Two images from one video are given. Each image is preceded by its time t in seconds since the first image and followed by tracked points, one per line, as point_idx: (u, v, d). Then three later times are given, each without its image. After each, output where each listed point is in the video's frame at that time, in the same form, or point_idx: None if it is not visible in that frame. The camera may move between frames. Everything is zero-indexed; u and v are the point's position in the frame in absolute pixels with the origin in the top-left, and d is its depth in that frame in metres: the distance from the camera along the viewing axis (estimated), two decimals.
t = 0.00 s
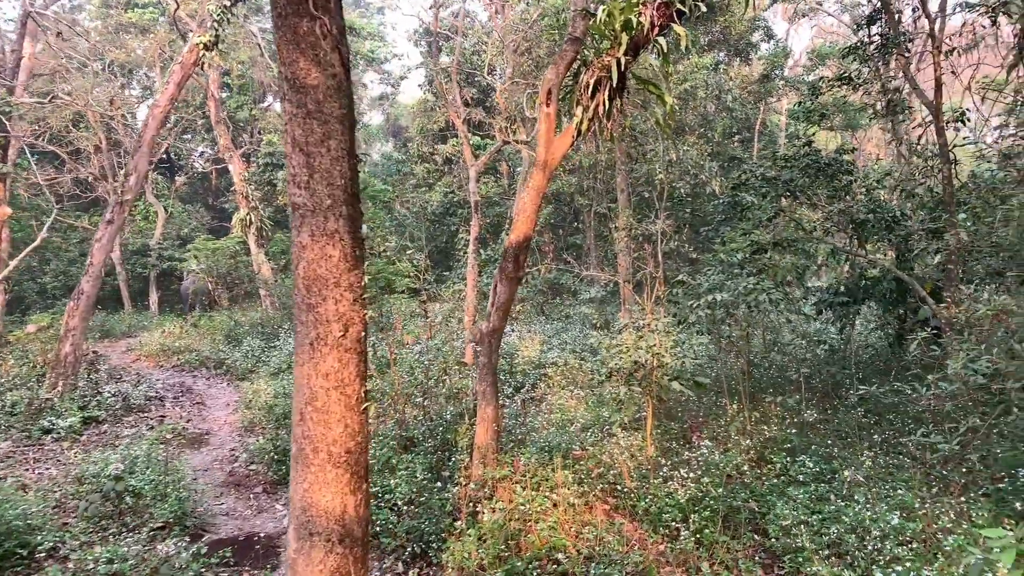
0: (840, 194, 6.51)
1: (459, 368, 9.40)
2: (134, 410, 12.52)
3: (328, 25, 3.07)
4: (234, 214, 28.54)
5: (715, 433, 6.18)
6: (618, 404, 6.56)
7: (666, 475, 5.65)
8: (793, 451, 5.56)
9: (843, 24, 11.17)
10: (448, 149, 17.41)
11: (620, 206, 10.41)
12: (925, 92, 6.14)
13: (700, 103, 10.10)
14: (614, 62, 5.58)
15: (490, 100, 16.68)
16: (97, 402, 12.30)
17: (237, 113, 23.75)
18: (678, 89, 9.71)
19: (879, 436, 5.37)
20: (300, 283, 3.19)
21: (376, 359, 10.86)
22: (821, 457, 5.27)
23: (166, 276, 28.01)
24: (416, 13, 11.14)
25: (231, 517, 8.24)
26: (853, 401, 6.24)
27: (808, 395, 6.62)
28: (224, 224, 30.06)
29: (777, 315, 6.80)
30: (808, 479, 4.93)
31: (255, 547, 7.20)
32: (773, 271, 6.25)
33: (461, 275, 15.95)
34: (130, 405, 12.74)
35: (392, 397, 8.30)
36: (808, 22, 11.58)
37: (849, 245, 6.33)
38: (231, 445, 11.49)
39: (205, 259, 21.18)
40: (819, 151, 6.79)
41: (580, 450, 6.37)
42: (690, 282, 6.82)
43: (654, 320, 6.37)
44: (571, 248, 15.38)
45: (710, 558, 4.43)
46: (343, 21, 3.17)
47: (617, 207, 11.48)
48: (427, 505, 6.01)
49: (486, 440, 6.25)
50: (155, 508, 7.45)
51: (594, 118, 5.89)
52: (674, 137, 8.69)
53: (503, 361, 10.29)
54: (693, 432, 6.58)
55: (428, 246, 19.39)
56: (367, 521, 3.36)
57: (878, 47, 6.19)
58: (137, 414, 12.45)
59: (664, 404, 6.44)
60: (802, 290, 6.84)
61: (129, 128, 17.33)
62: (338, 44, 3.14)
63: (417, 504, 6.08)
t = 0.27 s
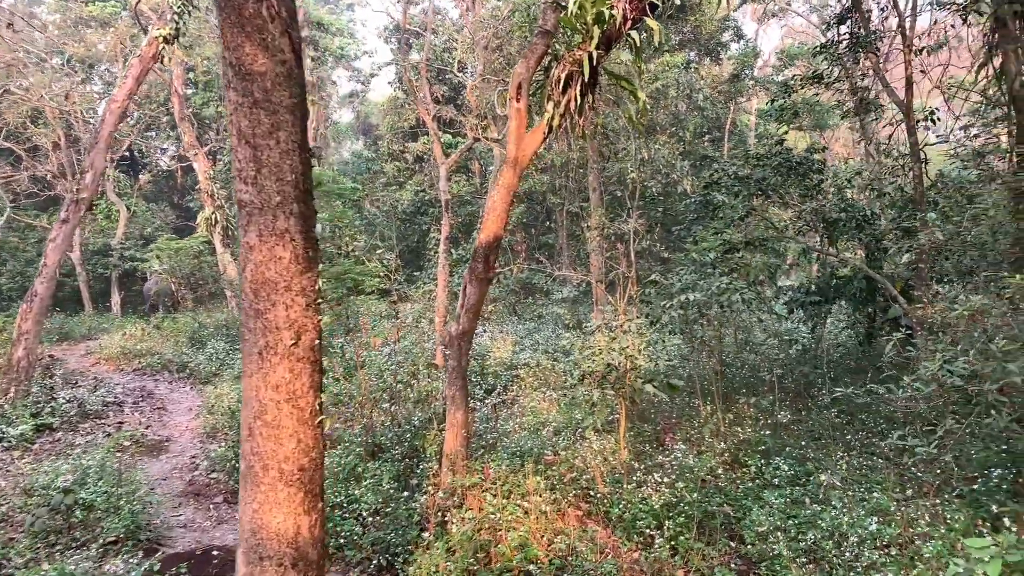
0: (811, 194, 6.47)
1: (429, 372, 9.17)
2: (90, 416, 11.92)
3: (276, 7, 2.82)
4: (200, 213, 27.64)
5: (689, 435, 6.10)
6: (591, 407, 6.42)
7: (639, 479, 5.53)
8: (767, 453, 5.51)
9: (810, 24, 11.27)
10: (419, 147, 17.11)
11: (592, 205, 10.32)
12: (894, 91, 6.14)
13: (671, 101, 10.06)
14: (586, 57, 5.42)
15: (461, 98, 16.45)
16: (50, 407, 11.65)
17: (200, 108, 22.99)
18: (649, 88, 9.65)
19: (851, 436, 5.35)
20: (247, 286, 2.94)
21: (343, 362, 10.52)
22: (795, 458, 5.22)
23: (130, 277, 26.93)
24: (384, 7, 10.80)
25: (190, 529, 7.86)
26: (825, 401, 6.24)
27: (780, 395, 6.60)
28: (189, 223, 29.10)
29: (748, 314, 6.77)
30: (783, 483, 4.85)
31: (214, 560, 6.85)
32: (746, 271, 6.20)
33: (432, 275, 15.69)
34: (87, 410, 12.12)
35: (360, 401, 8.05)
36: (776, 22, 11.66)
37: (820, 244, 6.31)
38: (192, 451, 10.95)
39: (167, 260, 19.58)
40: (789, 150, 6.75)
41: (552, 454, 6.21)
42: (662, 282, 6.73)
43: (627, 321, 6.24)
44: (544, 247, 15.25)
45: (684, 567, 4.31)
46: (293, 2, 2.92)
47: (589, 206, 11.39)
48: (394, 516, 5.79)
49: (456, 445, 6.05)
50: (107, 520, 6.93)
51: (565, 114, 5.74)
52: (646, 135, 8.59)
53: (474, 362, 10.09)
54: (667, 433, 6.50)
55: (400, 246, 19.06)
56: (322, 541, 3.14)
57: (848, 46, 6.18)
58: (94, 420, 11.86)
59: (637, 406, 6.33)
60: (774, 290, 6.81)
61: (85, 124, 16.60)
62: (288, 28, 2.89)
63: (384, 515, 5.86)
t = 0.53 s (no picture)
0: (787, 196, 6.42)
1: (400, 375, 8.93)
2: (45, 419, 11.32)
3: None
4: (166, 211, 26.73)
5: (665, 439, 6.00)
6: (566, 411, 6.27)
7: (615, 486, 5.39)
8: (743, 458, 5.44)
9: (783, 27, 11.36)
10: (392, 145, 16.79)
11: (567, 205, 10.20)
12: (868, 94, 6.15)
13: (647, 102, 10.01)
14: (563, 51, 5.26)
15: (436, 95, 16.20)
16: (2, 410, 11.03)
17: (165, 102, 22.25)
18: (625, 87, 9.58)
19: (827, 440, 5.33)
20: (197, 288, 2.71)
21: (312, 365, 10.18)
22: (772, 463, 5.17)
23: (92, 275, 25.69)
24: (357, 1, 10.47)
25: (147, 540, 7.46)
26: (800, 404, 6.22)
27: (754, 397, 6.57)
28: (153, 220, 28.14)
29: (724, 317, 6.72)
30: (761, 488, 4.78)
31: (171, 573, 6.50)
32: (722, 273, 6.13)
33: (405, 275, 15.39)
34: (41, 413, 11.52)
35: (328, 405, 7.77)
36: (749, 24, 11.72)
37: (796, 246, 6.28)
38: (153, 457, 10.32)
39: (131, 258, 18.23)
40: (765, 152, 6.70)
41: (526, 460, 6.04)
42: (638, 284, 6.63)
43: (603, 323, 6.10)
44: (519, 247, 15.10)
45: None
46: None
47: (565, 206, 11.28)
48: (361, 528, 5.55)
49: (427, 452, 5.86)
50: (56, 532, 6.30)
51: (542, 110, 5.58)
52: (623, 134, 8.48)
53: (447, 364, 9.87)
54: (642, 437, 6.37)
55: (372, 245, 18.70)
56: (278, 562, 2.93)
57: (823, 47, 6.15)
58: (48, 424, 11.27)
59: (613, 409, 6.21)
60: (749, 292, 6.77)
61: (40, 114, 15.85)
62: (243, 8, 2.67)
63: (351, 527, 5.61)
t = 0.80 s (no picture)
0: (760, 203, 6.42)
1: (372, 387, 8.68)
2: None
3: None
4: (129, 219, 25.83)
5: (642, 450, 5.90)
6: (541, 422, 6.12)
7: (593, 500, 5.24)
8: (722, 468, 5.38)
9: (752, 36, 11.51)
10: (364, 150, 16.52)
11: (542, 212, 10.10)
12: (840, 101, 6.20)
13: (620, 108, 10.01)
14: (538, 53, 5.15)
15: (408, 101, 16.00)
16: None
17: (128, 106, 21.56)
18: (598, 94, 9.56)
19: (803, 449, 5.31)
20: (145, 303, 2.49)
21: (281, 376, 9.83)
22: (751, 473, 5.12)
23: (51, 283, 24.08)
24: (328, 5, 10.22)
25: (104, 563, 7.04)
26: (777, 411, 6.21)
27: (731, 405, 6.53)
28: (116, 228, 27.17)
29: (700, 323, 6.67)
30: (741, 500, 4.71)
31: None
32: (697, 279, 6.11)
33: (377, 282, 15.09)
34: None
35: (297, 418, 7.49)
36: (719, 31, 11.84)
37: (769, 253, 6.28)
38: (113, 474, 9.78)
39: (91, 266, 16.72)
40: (739, 158, 6.70)
41: (502, 474, 5.86)
42: (614, 291, 6.54)
43: (580, 332, 5.97)
44: (493, 254, 14.94)
45: None
46: None
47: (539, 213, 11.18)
48: (330, 549, 5.28)
49: (399, 467, 5.67)
50: (4, 557, 5.73)
51: (516, 113, 5.45)
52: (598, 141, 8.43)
53: (421, 374, 9.65)
54: (619, 447, 6.25)
55: (344, 252, 18.32)
56: None
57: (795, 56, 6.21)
58: None
59: (590, 420, 6.08)
60: (724, 298, 6.74)
61: None
62: None
63: (319, 548, 5.34)
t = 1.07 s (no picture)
0: (732, 202, 6.42)
1: (340, 393, 8.43)
2: None
3: None
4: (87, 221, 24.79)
5: (617, 452, 5.82)
6: (515, 425, 5.99)
7: (568, 504, 5.14)
8: (698, 469, 5.34)
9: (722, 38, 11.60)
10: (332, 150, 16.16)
11: (514, 212, 9.98)
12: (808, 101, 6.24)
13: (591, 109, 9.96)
14: (510, 48, 5.04)
15: (377, 100, 15.71)
16: None
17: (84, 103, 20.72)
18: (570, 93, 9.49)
19: (777, 449, 5.31)
20: (84, 307, 2.28)
21: (247, 383, 9.50)
22: (726, 474, 5.10)
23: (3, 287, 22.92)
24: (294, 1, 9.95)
25: None
26: (750, 411, 6.23)
27: (705, 405, 6.53)
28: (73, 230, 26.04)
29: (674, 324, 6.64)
30: (717, 501, 4.67)
31: None
32: (671, 279, 6.06)
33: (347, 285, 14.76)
34: None
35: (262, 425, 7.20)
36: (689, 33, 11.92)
37: (742, 252, 6.28)
38: (70, 485, 9.25)
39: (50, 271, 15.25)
40: (711, 158, 6.70)
41: (475, 480, 5.71)
42: (588, 291, 6.45)
43: (553, 333, 5.86)
44: (465, 255, 14.75)
45: None
46: None
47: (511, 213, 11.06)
48: (295, 562, 5.05)
49: (369, 475, 5.50)
50: None
51: (488, 110, 5.33)
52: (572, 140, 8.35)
53: (391, 378, 9.42)
54: (594, 449, 6.17)
55: (313, 254, 17.88)
56: None
57: (766, 55, 6.22)
58: None
59: (565, 422, 5.99)
60: (696, 298, 6.74)
61: None
62: None
63: (285, 562, 5.11)
